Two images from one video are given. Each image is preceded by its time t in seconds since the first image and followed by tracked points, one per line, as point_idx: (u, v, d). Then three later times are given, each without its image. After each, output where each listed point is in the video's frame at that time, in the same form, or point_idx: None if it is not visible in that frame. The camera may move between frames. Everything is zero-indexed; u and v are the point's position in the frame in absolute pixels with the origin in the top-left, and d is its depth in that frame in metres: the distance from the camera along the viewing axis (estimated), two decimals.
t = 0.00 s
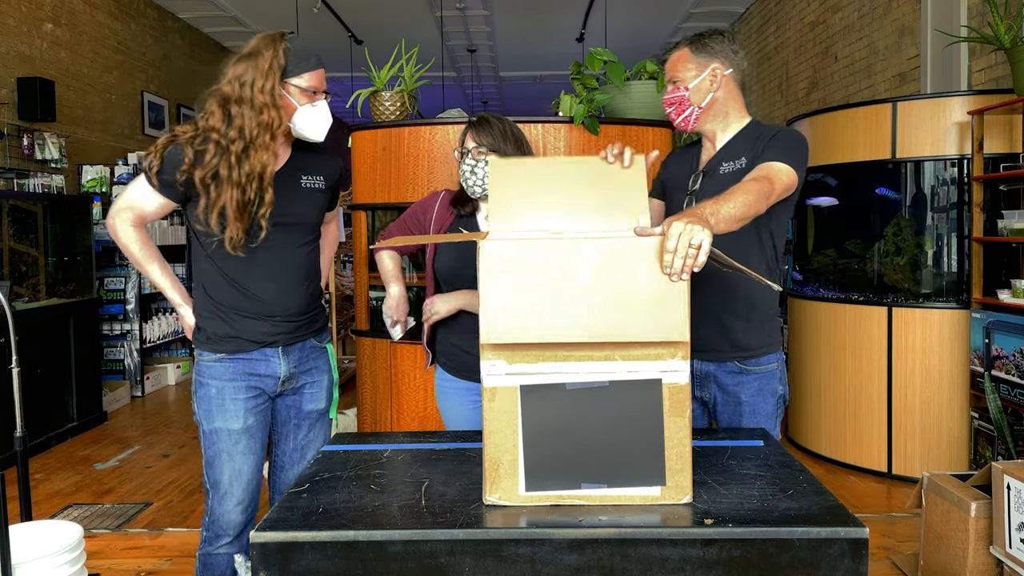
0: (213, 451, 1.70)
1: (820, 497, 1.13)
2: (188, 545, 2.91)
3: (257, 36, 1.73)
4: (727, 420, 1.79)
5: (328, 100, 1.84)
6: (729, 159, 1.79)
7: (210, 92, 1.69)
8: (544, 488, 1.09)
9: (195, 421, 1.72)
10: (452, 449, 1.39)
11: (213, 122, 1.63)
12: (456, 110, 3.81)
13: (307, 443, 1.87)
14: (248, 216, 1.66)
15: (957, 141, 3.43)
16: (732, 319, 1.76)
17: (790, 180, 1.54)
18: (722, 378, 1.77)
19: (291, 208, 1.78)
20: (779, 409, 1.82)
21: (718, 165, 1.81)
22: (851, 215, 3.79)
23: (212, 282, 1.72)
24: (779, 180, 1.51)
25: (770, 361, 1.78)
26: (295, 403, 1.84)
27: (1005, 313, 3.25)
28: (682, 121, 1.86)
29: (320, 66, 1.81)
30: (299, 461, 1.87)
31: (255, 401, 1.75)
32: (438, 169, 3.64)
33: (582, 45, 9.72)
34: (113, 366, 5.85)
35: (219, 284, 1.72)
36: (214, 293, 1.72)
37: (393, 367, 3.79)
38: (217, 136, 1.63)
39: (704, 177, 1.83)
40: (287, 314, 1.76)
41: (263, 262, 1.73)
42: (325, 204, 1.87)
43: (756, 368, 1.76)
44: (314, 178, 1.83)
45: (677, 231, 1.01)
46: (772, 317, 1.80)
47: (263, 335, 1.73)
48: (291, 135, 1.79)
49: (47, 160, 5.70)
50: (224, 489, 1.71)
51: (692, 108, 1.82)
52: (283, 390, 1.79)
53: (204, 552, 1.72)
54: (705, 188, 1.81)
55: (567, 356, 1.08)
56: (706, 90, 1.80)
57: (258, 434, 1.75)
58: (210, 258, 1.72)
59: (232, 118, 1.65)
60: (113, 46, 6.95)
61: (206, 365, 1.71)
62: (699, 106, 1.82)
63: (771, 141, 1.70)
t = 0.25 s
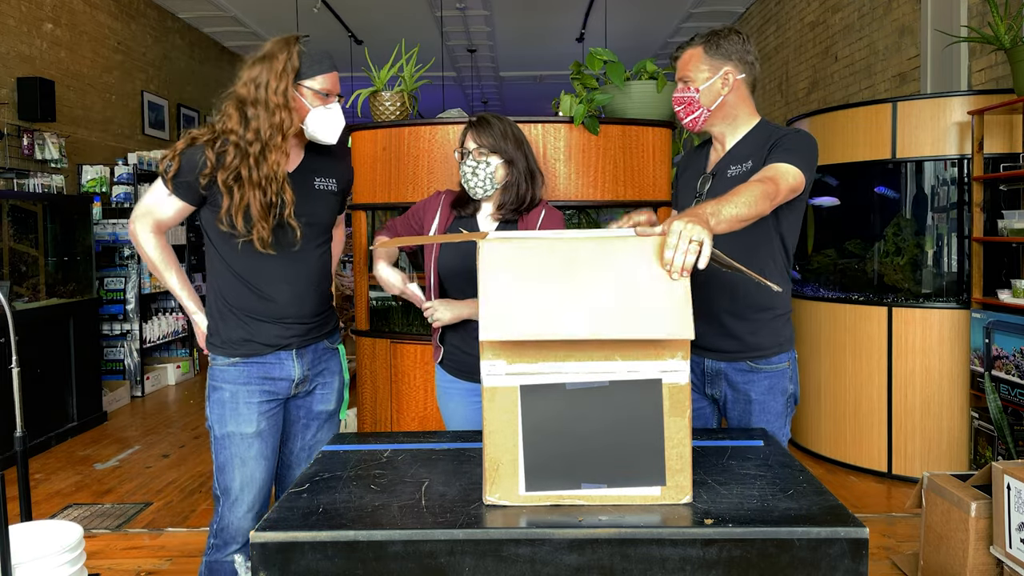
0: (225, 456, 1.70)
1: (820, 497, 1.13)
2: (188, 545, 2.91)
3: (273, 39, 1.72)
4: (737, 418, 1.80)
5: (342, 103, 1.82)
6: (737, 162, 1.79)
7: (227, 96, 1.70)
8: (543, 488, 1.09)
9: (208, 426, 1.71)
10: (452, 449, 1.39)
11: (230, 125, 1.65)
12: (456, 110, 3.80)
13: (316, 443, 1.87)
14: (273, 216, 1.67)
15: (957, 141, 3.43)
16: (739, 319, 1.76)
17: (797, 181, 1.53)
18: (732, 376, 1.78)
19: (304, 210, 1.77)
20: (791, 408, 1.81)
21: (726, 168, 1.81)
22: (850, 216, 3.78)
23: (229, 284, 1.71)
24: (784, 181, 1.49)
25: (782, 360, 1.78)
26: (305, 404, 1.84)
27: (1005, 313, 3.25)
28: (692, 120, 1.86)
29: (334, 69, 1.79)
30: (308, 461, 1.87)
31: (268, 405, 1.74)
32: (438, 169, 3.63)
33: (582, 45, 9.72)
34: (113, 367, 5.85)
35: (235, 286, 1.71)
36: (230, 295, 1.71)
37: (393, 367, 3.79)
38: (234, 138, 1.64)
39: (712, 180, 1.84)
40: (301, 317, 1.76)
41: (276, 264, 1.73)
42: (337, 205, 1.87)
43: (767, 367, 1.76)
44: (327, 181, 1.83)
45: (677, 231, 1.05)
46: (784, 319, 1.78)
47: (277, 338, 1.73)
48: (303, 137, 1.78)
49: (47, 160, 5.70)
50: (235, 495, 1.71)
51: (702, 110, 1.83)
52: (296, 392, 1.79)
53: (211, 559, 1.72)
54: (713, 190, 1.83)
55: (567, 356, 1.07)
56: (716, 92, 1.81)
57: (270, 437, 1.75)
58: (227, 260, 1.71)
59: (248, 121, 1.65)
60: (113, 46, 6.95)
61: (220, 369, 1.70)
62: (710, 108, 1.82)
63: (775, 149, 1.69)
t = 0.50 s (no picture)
0: (232, 458, 1.69)
1: (820, 497, 1.13)
2: (188, 545, 2.91)
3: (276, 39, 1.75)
4: (738, 418, 1.80)
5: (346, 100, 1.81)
6: (737, 163, 1.80)
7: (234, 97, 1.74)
8: (543, 488, 1.09)
9: (215, 428, 1.70)
10: (452, 449, 1.39)
11: (237, 123, 1.67)
12: (456, 110, 3.80)
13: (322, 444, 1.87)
14: (282, 211, 1.69)
15: (957, 141, 3.43)
16: (741, 320, 1.77)
17: (797, 181, 1.53)
18: (733, 377, 1.78)
19: (315, 210, 1.78)
20: (792, 408, 1.81)
21: (725, 168, 1.82)
22: (851, 216, 3.78)
23: (239, 285, 1.71)
24: (784, 183, 1.49)
25: (782, 360, 1.78)
26: (312, 405, 1.84)
27: (1005, 313, 3.25)
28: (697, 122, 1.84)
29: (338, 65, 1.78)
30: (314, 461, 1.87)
31: (275, 406, 1.74)
32: (438, 169, 3.63)
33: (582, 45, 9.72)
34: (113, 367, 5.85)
35: (244, 287, 1.71)
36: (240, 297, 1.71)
37: (394, 367, 3.79)
38: (242, 135, 1.66)
39: (711, 181, 1.84)
40: (309, 319, 1.76)
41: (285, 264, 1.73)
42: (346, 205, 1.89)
43: (768, 366, 1.77)
44: (336, 180, 1.85)
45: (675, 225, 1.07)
46: (785, 319, 1.79)
47: (286, 340, 1.73)
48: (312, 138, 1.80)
49: (47, 160, 5.70)
50: (241, 497, 1.71)
51: (708, 112, 1.81)
52: (304, 393, 1.79)
53: (215, 560, 1.72)
54: (714, 192, 1.83)
55: (567, 356, 1.08)
56: (720, 93, 1.80)
57: (277, 439, 1.74)
58: (237, 261, 1.71)
59: (254, 118, 1.68)
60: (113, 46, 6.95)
61: (227, 371, 1.70)
62: (716, 110, 1.81)
63: (777, 146, 1.70)
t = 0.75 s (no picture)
0: (235, 457, 1.69)
1: (820, 497, 1.13)
2: (188, 545, 2.91)
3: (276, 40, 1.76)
4: (728, 420, 1.80)
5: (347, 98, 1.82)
6: (722, 159, 1.81)
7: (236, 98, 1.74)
8: (543, 488, 1.09)
9: (219, 428, 1.70)
10: (452, 449, 1.39)
11: (242, 122, 1.68)
12: (456, 110, 3.80)
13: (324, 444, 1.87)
14: (289, 209, 1.69)
15: (957, 141, 3.43)
16: (735, 320, 1.76)
17: (789, 185, 1.54)
18: (724, 379, 1.78)
19: (319, 210, 1.78)
20: (780, 409, 1.83)
21: (712, 167, 1.82)
22: (851, 216, 3.78)
23: (243, 286, 1.71)
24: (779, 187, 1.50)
25: (771, 362, 1.79)
26: (315, 405, 1.84)
27: (1005, 313, 3.24)
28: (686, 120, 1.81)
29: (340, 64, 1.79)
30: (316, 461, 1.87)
31: (279, 406, 1.74)
32: (438, 169, 3.63)
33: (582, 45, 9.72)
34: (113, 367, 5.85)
35: (248, 287, 1.71)
36: (245, 297, 1.71)
37: (394, 367, 3.79)
38: (247, 134, 1.67)
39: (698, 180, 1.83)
40: (313, 319, 1.76)
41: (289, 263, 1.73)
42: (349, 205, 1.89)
43: (759, 368, 1.77)
44: (339, 181, 1.85)
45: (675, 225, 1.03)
46: (772, 320, 1.80)
47: (290, 340, 1.72)
48: (316, 137, 1.80)
49: (47, 160, 5.70)
50: (243, 496, 1.70)
51: (699, 110, 1.79)
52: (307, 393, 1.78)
53: (216, 560, 1.71)
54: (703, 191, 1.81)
55: (567, 356, 1.08)
56: (710, 91, 1.79)
57: (281, 439, 1.74)
58: (241, 260, 1.71)
59: (257, 118, 1.69)
60: (113, 46, 6.95)
61: (231, 370, 1.69)
62: (706, 108, 1.80)
63: (765, 143, 1.74)
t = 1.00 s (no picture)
0: (228, 453, 1.68)
1: (820, 498, 1.13)
2: (188, 545, 2.91)
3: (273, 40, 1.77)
4: (718, 422, 1.80)
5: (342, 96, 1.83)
6: (707, 158, 1.78)
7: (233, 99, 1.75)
8: (543, 488, 1.09)
9: (213, 423, 1.70)
10: (452, 449, 1.39)
11: (239, 123, 1.68)
12: (456, 111, 3.80)
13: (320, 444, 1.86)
14: (287, 209, 1.69)
15: (957, 141, 3.43)
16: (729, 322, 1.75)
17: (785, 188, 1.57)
18: (712, 382, 1.78)
19: (318, 210, 1.78)
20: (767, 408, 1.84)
21: (695, 164, 1.79)
22: (852, 216, 3.78)
23: (242, 283, 1.71)
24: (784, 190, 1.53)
25: (758, 362, 1.79)
26: (311, 404, 1.83)
27: (1005, 313, 3.25)
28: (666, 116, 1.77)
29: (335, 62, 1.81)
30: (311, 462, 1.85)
31: (274, 403, 1.73)
32: (438, 169, 3.63)
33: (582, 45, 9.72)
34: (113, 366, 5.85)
35: (247, 284, 1.71)
36: (243, 294, 1.71)
37: (393, 366, 3.80)
38: (245, 134, 1.67)
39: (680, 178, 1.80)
40: (310, 318, 1.76)
41: (287, 262, 1.73)
42: (348, 205, 1.89)
43: (747, 369, 1.78)
44: (339, 180, 1.85)
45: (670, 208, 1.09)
46: (758, 319, 1.80)
47: (287, 337, 1.72)
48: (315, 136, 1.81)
49: (47, 160, 5.70)
50: (236, 494, 1.70)
51: (684, 106, 1.76)
52: (303, 391, 1.78)
53: (210, 558, 1.70)
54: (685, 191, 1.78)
55: (567, 356, 1.08)
56: (692, 88, 1.77)
57: (274, 437, 1.74)
58: (240, 260, 1.71)
59: (255, 119, 1.69)
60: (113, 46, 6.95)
61: (227, 366, 1.70)
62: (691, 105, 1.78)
63: (750, 140, 1.71)
